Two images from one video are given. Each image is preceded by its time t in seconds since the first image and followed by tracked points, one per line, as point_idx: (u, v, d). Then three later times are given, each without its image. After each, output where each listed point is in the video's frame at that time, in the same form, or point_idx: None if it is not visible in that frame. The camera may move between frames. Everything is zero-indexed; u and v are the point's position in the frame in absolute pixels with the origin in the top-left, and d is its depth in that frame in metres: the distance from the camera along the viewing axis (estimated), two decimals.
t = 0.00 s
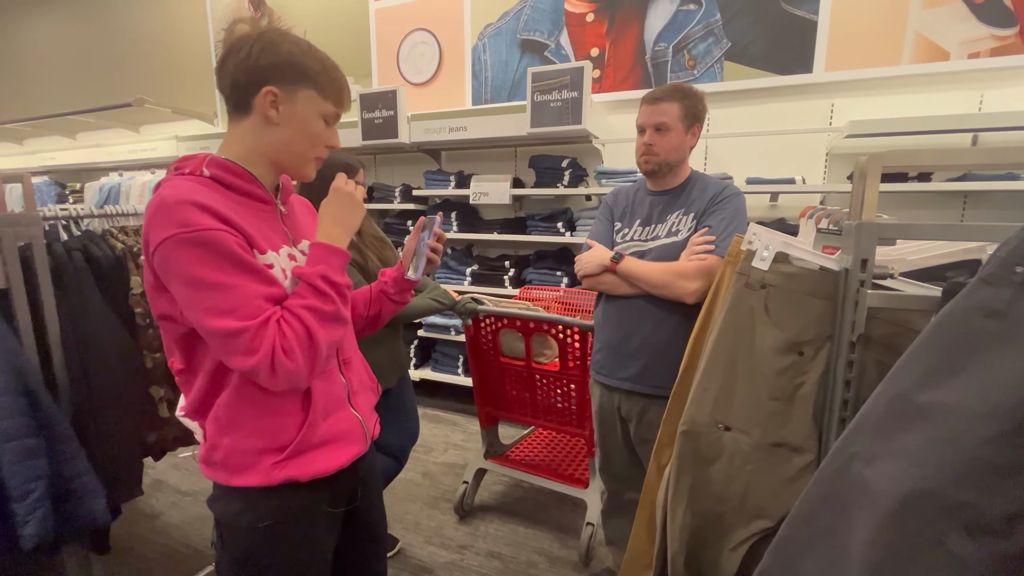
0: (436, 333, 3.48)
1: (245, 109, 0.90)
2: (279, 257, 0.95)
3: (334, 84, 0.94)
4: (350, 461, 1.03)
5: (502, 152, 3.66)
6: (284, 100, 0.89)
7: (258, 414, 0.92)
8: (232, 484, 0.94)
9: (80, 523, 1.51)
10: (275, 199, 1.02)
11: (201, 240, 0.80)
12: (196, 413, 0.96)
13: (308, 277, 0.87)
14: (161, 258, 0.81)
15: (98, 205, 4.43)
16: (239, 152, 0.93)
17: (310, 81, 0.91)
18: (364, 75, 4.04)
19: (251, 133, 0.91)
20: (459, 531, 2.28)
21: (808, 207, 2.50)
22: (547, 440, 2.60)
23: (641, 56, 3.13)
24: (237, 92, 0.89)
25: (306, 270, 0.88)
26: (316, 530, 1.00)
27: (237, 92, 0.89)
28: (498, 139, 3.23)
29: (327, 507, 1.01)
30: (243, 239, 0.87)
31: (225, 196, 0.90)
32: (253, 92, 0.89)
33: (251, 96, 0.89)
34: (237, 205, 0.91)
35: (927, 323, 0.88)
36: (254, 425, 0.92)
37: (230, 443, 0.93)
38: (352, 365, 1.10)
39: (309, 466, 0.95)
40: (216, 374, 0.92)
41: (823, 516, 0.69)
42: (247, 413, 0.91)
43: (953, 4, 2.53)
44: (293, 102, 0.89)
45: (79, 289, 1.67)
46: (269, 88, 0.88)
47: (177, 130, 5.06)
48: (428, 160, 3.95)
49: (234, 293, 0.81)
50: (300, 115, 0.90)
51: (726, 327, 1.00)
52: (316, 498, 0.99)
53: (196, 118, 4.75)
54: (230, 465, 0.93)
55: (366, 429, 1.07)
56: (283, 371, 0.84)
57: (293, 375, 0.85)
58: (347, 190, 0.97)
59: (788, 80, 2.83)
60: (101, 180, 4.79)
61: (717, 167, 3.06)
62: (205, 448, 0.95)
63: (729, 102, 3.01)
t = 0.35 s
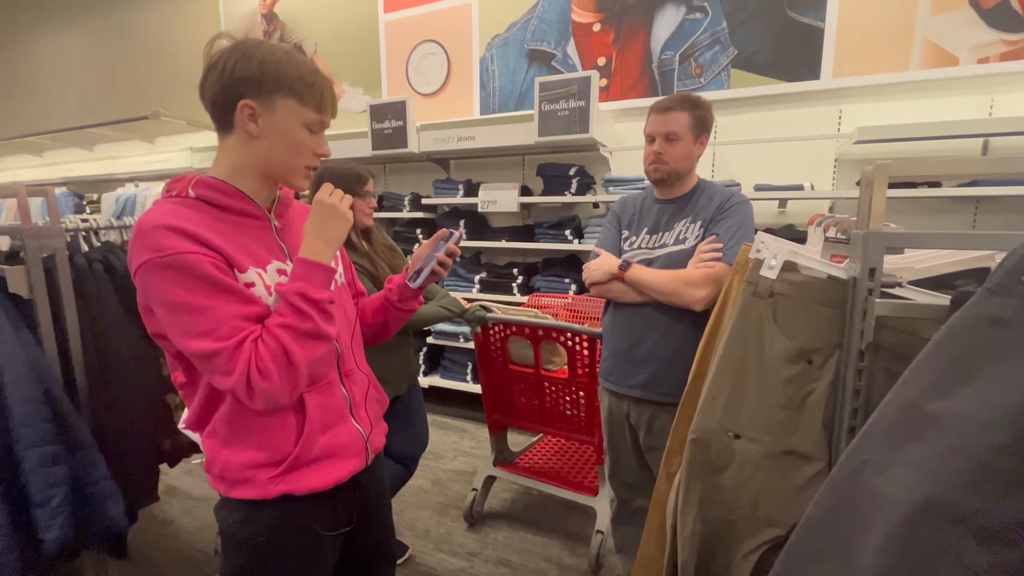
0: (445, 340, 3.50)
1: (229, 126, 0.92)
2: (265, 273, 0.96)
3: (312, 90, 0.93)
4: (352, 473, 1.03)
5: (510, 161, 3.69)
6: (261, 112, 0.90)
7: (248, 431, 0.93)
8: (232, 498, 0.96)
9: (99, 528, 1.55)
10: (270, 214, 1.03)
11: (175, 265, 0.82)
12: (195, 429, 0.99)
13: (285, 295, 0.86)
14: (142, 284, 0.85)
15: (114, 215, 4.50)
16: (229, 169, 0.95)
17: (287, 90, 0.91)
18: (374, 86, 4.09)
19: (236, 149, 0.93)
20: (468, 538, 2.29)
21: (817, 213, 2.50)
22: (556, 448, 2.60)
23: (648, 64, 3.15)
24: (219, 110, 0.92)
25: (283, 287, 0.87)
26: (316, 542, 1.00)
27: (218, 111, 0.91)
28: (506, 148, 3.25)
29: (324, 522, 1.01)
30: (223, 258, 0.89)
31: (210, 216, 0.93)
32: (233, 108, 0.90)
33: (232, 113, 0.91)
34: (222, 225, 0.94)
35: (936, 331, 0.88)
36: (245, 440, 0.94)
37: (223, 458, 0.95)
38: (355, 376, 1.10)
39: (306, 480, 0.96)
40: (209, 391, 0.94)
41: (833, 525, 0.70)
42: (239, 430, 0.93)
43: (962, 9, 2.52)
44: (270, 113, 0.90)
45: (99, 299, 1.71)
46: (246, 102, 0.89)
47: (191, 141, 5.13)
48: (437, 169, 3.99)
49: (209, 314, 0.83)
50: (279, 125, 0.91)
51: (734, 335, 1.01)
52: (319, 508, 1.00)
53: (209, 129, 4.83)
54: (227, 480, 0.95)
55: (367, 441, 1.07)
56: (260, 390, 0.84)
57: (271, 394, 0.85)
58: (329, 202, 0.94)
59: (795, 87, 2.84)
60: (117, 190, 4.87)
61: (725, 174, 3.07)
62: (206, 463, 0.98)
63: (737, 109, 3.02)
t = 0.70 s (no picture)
0: (450, 346, 3.49)
1: (232, 136, 0.93)
2: (266, 282, 0.95)
3: (312, 98, 0.93)
4: (355, 481, 1.02)
5: (514, 167, 3.69)
6: (261, 121, 0.90)
7: (249, 439, 0.93)
8: (235, 506, 0.96)
9: (107, 534, 1.55)
10: (274, 222, 1.04)
11: (172, 275, 0.83)
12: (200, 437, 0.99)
13: (282, 304, 0.86)
14: (143, 294, 0.86)
15: (123, 224, 4.54)
16: (233, 179, 0.96)
17: (286, 98, 0.91)
18: (379, 94, 4.11)
19: (239, 157, 0.94)
20: (474, 546, 2.27)
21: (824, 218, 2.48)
22: (561, 454, 2.59)
23: (652, 70, 3.15)
24: (223, 120, 0.93)
25: (281, 296, 0.87)
26: (320, 552, 1.00)
27: (222, 120, 0.93)
28: (510, 155, 3.26)
29: (329, 530, 1.00)
30: (223, 267, 0.89)
31: (212, 226, 0.93)
32: (235, 118, 0.91)
33: (234, 123, 0.92)
34: (224, 234, 0.94)
35: (947, 335, 0.86)
36: (245, 449, 0.94)
37: (225, 466, 0.95)
38: (360, 383, 1.09)
39: (308, 489, 0.95)
40: (212, 398, 0.94)
41: (845, 532, 0.69)
42: (240, 439, 0.93)
43: (967, 11, 2.51)
44: (270, 122, 0.90)
45: (108, 306, 1.72)
46: (245, 110, 0.90)
47: (199, 150, 5.18)
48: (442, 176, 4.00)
49: (207, 323, 0.84)
50: (279, 134, 0.91)
51: (740, 341, 1.00)
52: (324, 517, 0.99)
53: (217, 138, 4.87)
54: (230, 489, 0.95)
55: (372, 450, 1.06)
56: (255, 400, 0.83)
57: (267, 404, 0.84)
58: (328, 210, 0.94)
59: (800, 91, 2.83)
60: (126, 199, 4.91)
61: (730, 179, 3.06)
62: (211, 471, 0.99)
63: (742, 114, 3.01)
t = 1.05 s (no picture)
0: (453, 350, 3.49)
1: (246, 140, 0.94)
2: (278, 285, 0.96)
3: (324, 102, 0.93)
4: (365, 483, 1.02)
5: (517, 171, 3.70)
6: (274, 125, 0.91)
7: (262, 440, 0.94)
8: (248, 505, 0.96)
9: (110, 537, 1.55)
10: (287, 226, 1.04)
11: (187, 278, 0.83)
12: (211, 437, 1.00)
13: (294, 307, 0.86)
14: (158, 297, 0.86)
15: (128, 229, 4.56)
16: (246, 182, 0.96)
17: (300, 104, 0.91)
18: (382, 98, 4.13)
19: (252, 162, 0.94)
20: (478, 550, 2.26)
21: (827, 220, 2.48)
22: (565, 458, 2.58)
23: (654, 74, 3.15)
24: (237, 125, 0.93)
25: (294, 299, 0.88)
26: (327, 554, 0.99)
27: (236, 125, 0.93)
28: (512, 158, 3.26)
29: (338, 533, 1.00)
30: (236, 270, 0.90)
31: (226, 228, 0.94)
32: (249, 122, 0.92)
33: (248, 128, 0.92)
34: (237, 237, 0.94)
35: (953, 337, 0.86)
36: (258, 451, 0.94)
37: (236, 466, 0.95)
38: (369, 386, 1.09)
39: (320, 490, 0.95)
40: (224, 400, 0.94)
41: (853, 535, 0.68)
42: (253, 440, 0.93)
43: (969, 14, 2.51)
44: (283, 126, 0.91)
45: (114, 309, 1.73)
46: (260, 115, 0.90)
47: (203, 156, 5.21)
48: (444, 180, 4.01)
49: (221, 326, 0.84)
50: (292, 138, 0.91)
51: (746, 342, 1.00)
52: (330, 520, 0.99)
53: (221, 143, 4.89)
54: (242, 489, 0.95)
55: (381, 451, 1.06)
56: (269, 401, 0.84)
57: (279, 406, 0.84)
58: (340, 214, 0.94)
59: (803, 94, 2.83)
60: (131, 204, 4.94)
61: (733, 182, 3.06)
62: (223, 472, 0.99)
63: (744, 117, 3.01)
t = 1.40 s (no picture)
0: (453, 350, 3.50)
1: (258, 142, 0.94)
2: (287, 285, 0.97)
3: (336, 105, 0.94)
4: (369, 483, 1.02)
5: (516, 172, 3.71)
6: (287, 127, 0.91)
7: (268, 439, 0.94)
8: (253, 503, 0.97)
9: (110, 538, 1.55)
10: (295, 226, 1.05)
11: (198, 275, 0.84)
12: (217, 435, 1.00)
13: (304, 307, 0.87)
14: (167, 294, 0.87)
15: (127, 229, 4.55)
16: (257, 183, 0.97)
17: (311, 106, 0.92)
18: (382, 99, 4.14)
19: (264, 163, 0.95)
20: (478, 550, 2.27)
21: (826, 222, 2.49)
22: (565, 458, 2.59)
23: (653, 76, 3.17)
24: (249, 128, 0.94)
25: (303, 298, 0.88)
26: (332, 551, 1.00)
27: (248, 127, 0.94)
28: (512, 159, 3.27)
29: (343, 533, 1.01)
30: (246, 269, 0.90)
31: (237, 227, 0.95)
32: (261, 124, 0.93)
33: (260, 130, 0.93)
34: (247, 236, 0.95)
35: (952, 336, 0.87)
36: (264, 449, 0.95)
37: (242, 464, 0.95)
38: (374, 385, 1.10)
39: (325, 488, 0.96)
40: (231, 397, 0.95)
41: (854, 533, 0.69)
42: (259, 439, 0.94)
43: (967, 17, 2.52)
44: (295, 128, 0.92)
45: (115, 309, 1.74)
46: (272, 117, 0.91)
47: (202, 156, 5.21)
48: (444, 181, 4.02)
49: (230, 324, 0.85)
50: (304, 139, 0.92)
51: (747, 342, 1.01)
52: (334, 518, 0.99)
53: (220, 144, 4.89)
54: (249, 487, 0.96)
55: (386, 451, 1.07)
56: (276, 400, 0.84)
57: (286, 405, 0.85)
58: (353, 218, 0.95)
59: (802, 96, 2.85)
60: (130, 205, 4.94)
61: (732, 184, 3.07)
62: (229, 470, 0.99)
63: (743, 118, 3.03)
